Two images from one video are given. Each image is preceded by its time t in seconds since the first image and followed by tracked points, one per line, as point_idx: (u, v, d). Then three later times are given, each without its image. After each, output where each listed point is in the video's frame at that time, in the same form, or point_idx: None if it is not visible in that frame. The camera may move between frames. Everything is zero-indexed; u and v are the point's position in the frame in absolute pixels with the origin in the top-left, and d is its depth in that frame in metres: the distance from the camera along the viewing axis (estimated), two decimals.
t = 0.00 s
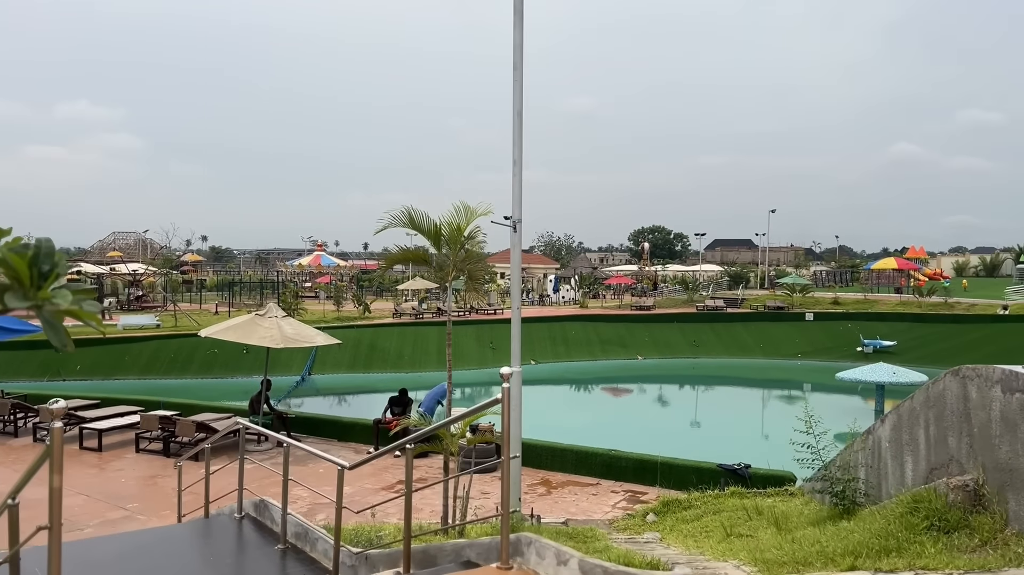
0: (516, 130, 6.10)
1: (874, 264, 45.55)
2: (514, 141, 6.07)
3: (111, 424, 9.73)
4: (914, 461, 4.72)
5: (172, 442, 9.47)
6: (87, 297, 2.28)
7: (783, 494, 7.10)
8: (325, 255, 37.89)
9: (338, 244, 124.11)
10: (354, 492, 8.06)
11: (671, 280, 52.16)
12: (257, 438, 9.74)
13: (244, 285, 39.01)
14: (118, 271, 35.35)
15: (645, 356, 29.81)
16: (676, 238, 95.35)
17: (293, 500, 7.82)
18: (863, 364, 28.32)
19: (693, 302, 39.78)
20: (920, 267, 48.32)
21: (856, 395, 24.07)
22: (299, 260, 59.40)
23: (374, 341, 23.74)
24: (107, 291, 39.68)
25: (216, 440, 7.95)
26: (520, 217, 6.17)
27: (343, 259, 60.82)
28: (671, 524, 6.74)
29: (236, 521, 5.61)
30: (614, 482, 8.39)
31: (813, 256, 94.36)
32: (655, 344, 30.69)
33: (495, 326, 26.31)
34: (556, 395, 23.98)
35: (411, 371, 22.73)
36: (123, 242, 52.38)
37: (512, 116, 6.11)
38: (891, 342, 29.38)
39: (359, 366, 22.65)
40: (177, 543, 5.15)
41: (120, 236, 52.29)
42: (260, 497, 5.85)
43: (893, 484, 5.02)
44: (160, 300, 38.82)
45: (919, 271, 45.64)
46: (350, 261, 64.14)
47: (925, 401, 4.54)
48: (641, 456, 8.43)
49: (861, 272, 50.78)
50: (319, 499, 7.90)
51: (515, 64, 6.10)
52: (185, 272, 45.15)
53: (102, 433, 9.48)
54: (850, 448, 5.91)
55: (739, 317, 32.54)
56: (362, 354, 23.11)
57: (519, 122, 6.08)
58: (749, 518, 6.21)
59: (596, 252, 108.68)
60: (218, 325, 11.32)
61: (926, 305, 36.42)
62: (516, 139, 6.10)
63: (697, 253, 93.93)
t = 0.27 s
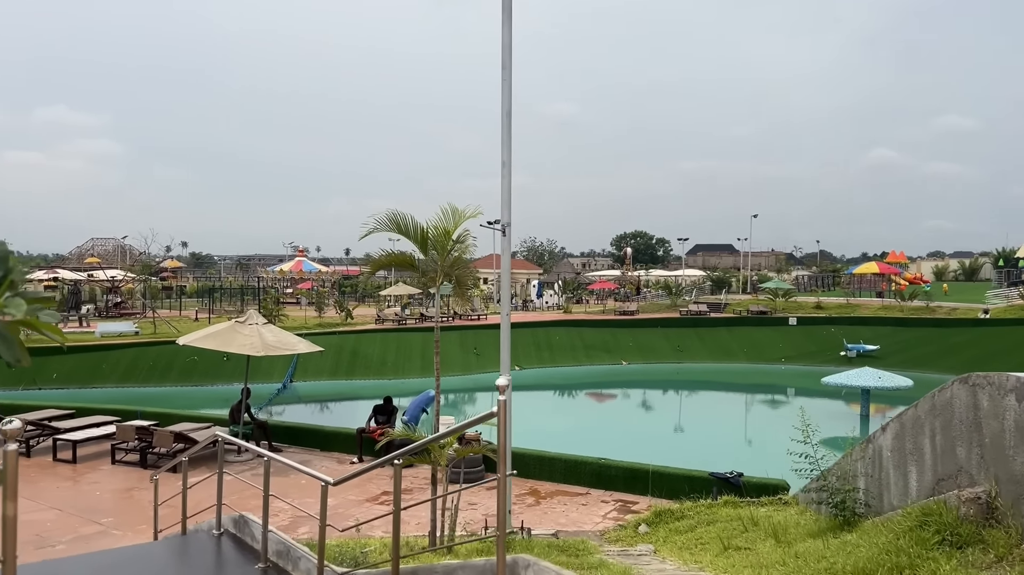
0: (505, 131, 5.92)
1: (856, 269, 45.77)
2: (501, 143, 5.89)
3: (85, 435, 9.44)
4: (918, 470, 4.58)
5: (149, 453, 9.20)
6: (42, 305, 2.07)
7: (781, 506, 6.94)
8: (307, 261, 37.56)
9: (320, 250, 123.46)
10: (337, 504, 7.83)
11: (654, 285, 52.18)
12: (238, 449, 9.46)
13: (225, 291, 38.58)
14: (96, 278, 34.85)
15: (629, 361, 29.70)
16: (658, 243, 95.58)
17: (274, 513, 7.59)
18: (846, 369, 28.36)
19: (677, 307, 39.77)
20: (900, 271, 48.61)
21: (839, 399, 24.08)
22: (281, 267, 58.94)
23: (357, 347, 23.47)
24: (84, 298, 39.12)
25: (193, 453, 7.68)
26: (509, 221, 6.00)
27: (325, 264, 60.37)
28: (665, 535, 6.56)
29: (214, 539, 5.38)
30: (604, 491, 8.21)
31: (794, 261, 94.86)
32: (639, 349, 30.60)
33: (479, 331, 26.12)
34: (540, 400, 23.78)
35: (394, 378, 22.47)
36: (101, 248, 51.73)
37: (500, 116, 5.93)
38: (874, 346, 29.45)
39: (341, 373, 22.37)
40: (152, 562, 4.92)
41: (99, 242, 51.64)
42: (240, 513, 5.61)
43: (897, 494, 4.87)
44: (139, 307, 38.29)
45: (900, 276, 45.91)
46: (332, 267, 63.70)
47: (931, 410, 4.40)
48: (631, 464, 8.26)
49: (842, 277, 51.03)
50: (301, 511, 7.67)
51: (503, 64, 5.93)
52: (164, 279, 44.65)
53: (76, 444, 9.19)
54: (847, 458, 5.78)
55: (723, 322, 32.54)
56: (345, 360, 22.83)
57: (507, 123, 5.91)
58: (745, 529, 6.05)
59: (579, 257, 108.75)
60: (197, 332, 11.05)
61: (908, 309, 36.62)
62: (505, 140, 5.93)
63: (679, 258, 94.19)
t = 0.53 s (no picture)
0: (495, 127, 5.74)
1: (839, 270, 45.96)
2: (492, 140, 5.71)
3: (61, 443, 9.15)
4: (925, 478, 4.42)
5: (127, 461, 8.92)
6: None
7: (779, 513, 6.79)
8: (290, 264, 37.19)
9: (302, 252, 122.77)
10: (322, 513, 7.61)
11: (639, 287, 52.16)
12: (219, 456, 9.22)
13: (206, 294, 38.14)
14: (75, 281, 34.33)
15: (615, 363, 29.58)
16: (642, 245, 95.75)
17: (257, 524, 7.36)
18: (832, 370, 28.38)
19: (662, 309, 39.73)
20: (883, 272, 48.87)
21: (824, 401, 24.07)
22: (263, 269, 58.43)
23: (341, 350, 23.21)
24: (63, 301, 38.55)
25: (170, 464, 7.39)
26: (500, 222, 5.82)
27: (308, 267, 59.89)
28: (659, 543, 6.39)
29: (194, 554, 5.14)
30: (595, 497, 8.04)
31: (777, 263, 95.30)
32: (625, 351, 30.48)
33: (464, 334, 25.91)
34: (526, 403, 23.61)
35: (379, 381, 22.22)
36: (81, 250, 51.04)
37: (491, 112, 5.76)
38: (859, 347, 29.51)
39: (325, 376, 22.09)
40: None
41: (78, 244, 50.96)
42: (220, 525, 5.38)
43: (902, 502, 4.72)
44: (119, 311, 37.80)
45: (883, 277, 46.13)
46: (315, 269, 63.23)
47: (938, 415, 4.26)
48: (623, 470, 8.10)
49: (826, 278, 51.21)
50: (285, 521, 7.45)
51: (494, 58, 5.76)
52: (145, 281, 44.11)
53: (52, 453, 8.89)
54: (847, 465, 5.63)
55: (708, 324, 32.52)
56: (329, 363, 22.56)
57: (497, 119, 5.73)
58: (742, 538, 5.88)
59: (563, 259, 108.75)
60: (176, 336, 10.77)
61: (892, 311, 36.74)
62: (495, 137, 5.76)
63: (663, 259, 94.38)
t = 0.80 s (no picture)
0: (488, 119, 5.55)
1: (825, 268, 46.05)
2: (486, 131, 5.52)
3: (39, 447, 8.88)
4: (938, 483, 4.27)
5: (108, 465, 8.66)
6: None
7: (778, 515, 6.65)
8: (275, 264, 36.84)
9: (287, 251, 122.12)
10: (312, 516, 7.39)
11: (626, 286, 52.09)
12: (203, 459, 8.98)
13: (191, 295, 37.74)
14: (57, 281, 33.87)
15: (604, 362, 29.44)
16: (629, 244, 95.86)
17: (243, 529, 7.15)
18: (820, 368, 28.36)
19: (649, 308, 39.63)
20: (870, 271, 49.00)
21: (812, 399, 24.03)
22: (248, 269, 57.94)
23: (327, 351, 22.96)
24: (44, 302, 38.04)
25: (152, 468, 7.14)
26: (494, 216, 5.63)
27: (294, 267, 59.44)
28: (658, 547, 6.22)
29: (177, 563, 4.92)
30: (590, 499, 7.88)
31: (762, 262, 95.68)
32: (614, 350, 30.35)
33: (451, 334, 25.71)
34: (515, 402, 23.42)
35: (365, 382, 21.97)
36: (63, 251, 50.45)
37: (484, 104, 5.56)
38: (847, 345, 29.52)
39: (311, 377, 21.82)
40: None
41: (60, 245, 50.36)
42: (203, 532, 5.15)
43: (910, 504, 4.57)
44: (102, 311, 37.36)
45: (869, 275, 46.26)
46: (300, 269, 62.77)
47: (951, 414, 4.12)
48: (619, 470, 7.95)
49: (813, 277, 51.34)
50: (271, 524, 7.23)
51: (488, 48, 5.57)
52: (128, 282, 43.61)
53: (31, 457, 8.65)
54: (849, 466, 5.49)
55: (696, 323, 32.47)
56: (315, 364, 22.30)
57: (491, 110, 5.55)
58: (743, 542, 5.72)
59: (550, 259, 108.67)
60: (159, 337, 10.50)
61: (878, 309, 36.82)
62: (489, 130, 5.56)
63: (649, 259, 94.53)
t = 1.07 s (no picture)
0: (480, 112, 5.39)
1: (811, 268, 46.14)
2: (477, 125, 5.36)
3: (15, 453, 8.63)
4: (947, 489, 4.14)
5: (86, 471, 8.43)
6: None
7: (775, 519, 6.51)
8: (260, 264, 36.49)
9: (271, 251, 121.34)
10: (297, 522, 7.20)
11: (613, 285, 51.99)
12: (185, 464, 8.75)
13: (174, 295, 37.29)
14: (37, 282, 33.38)
15: (591, 362, 29.31)
16: (615, 244, 95.83)
17: (226, 536, 6.94)
18: (807, 368, 28.36)
19: (637, 307, 39.55)
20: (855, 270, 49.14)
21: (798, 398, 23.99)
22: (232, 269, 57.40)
23: (312, 351, 22.70)
24: (24, 302, 37.47)
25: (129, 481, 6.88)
26: (486, 214, 5.46)
27: (278, 267, 58.96)
28: (654, 553, 6.07)
29: None
30: (582, 504, 7.71)
31: (748, 261, 95.94)
32: (601, 350, 30.23)
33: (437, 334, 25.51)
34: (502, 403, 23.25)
35: (351, 383, 21.72)
36: (44, 251, 49.79)
37: (475, 98, 5.40)
38: (834, 344, 29.54)
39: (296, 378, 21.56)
40: None
41: (41, 245, 49.70)
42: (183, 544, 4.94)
43: (916, 510, 4.44)
44: (83, 313, 36.85)
45: (854, 274, 46.40)
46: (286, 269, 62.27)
47: (962, 418, 3.98)
48: (611, 474, 7.79)
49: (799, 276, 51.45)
50: (255, 531, 7.03)
51: (480, 39, 5.39)
52: (110, 282, 43.05)
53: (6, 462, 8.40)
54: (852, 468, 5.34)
55: (683, 322, 32.42)
56: (300, 365, 22.03)
57: (483, 104, 5.38)
58: (741, 547, 5.58)
59: (536, 258, 108.52)
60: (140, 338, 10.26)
61: (864, 308, 36.88)
62: (480, 124, 5.40)
63: (635, 258, 94.55)
